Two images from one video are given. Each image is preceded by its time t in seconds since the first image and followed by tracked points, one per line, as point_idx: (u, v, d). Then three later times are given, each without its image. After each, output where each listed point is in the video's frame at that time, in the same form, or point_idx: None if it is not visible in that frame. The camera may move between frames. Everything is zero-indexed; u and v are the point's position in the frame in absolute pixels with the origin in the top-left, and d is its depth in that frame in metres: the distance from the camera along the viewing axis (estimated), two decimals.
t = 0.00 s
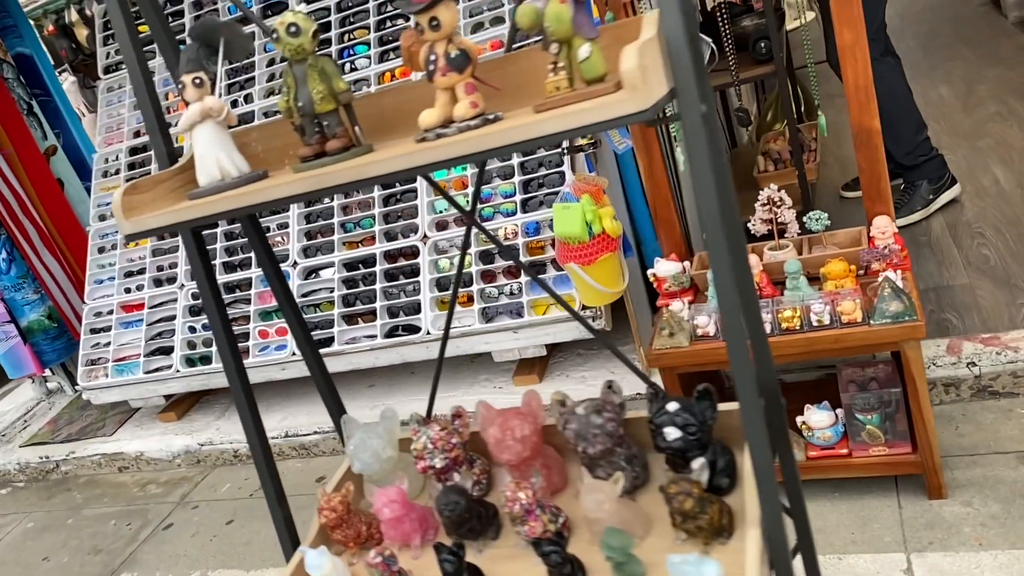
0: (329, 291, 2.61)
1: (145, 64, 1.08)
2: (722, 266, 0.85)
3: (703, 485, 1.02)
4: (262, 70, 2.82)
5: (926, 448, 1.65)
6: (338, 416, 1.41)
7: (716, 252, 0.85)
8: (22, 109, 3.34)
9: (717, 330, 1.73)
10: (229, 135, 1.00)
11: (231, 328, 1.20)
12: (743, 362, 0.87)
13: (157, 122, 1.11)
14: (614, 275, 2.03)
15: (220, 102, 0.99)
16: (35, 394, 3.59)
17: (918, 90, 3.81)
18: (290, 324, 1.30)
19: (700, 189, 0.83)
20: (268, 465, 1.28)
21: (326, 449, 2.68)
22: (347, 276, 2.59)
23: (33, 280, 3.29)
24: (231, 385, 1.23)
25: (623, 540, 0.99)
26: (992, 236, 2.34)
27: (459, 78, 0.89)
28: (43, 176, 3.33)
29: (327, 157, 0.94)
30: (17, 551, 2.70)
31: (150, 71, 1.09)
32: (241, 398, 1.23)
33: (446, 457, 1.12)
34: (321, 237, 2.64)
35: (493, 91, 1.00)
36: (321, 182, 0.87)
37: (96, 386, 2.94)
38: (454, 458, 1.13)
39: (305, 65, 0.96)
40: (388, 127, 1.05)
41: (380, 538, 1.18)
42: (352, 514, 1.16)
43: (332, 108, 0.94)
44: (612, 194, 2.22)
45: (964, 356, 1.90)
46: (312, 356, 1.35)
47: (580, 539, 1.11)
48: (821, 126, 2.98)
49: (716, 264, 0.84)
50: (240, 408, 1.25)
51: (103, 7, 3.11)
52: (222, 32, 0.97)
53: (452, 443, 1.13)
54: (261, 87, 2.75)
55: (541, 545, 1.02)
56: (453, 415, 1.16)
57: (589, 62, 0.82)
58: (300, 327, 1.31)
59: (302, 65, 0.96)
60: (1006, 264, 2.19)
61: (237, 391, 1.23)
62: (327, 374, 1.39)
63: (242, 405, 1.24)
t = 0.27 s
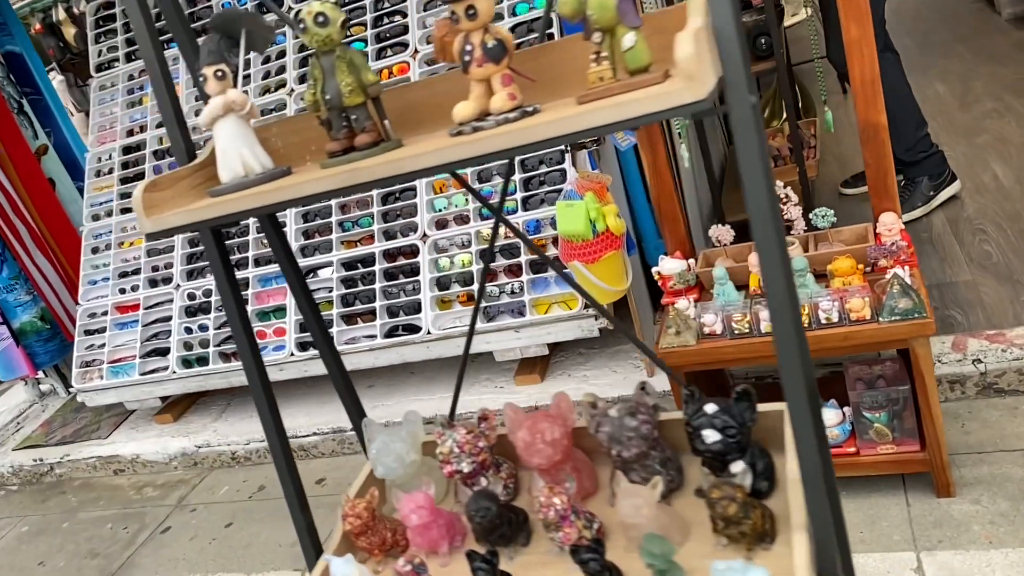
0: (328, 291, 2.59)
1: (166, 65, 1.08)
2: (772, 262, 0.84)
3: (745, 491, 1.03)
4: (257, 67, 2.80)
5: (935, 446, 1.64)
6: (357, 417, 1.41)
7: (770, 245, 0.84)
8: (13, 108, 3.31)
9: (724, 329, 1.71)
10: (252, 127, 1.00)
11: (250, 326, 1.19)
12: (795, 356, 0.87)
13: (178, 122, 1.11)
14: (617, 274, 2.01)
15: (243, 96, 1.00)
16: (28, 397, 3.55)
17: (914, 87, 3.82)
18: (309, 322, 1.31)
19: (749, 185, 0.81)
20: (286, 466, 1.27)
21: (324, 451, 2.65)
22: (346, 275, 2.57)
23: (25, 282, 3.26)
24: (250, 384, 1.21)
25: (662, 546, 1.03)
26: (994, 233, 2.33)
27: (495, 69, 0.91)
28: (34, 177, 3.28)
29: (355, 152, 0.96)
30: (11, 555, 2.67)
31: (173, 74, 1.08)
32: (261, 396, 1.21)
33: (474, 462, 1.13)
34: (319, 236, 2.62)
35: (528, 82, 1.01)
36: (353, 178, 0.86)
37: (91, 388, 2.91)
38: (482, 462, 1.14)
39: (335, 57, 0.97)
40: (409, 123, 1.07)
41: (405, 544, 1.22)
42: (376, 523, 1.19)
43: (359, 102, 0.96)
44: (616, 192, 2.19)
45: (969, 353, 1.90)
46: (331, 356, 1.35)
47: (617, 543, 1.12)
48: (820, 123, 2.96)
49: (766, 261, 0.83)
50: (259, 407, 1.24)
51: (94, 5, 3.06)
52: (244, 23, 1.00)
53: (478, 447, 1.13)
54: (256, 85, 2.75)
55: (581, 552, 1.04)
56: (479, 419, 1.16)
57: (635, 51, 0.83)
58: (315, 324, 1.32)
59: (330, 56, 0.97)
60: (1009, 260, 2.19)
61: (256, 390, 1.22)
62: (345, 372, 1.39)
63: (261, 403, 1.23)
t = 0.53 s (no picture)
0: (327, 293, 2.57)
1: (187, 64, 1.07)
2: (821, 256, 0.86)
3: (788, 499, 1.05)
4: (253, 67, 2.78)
5: (943, 447, 1.63)
6: (380, 424, 1.47)
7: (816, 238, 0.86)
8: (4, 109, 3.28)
9: (731, 330, 1.70)
10: (276, 123, 1.02)
11: (273, 327, 1.19)
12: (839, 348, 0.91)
13: (200, 121, 1.10)
14: (621, 274, 2.00)
15: (269, 92, 1.02)
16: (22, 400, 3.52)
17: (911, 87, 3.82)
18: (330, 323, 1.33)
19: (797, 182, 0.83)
20: (310, 465, 1.27)
21: (323, 454, 2.63)
22: (346, 276, 2.55)
23: (19, 285, 3.24)
24: (273, 382, 1.21)
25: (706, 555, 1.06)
26: (996, 233, 2.33)
27: (536, 64, 0.93)
28: (27, 179, 3.24)
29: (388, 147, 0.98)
30: (7, 561, 2.63)
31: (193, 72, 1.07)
32: (283, 394, 1.21)
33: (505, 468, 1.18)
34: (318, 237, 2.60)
35: (566, 78, 1.02)
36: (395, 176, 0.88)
37: (87, 392, 2.88)
38: (512, 469, 1.19)
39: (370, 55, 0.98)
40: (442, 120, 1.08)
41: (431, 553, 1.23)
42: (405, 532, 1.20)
43: (394, 99, 0.98)
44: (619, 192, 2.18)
45: (975, 354, 1.89)
46: (350, 354, 1.39)
47: (654, 552, 1.14)
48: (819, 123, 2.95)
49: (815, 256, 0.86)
50: (282, 406, 1.23)
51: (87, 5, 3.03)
52: (269, 19, 0.99)
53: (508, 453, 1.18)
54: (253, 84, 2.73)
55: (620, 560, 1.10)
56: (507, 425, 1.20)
57: (683, 47, 0.86)
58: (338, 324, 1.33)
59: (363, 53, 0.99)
60: (1011, 260, 2.19)
61: (279, 388, 1.22)
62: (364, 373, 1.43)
63: (283, 402, 1.23)
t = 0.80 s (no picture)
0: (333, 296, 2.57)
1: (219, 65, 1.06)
2: (878, 262, 0.85)
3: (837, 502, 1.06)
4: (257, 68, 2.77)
5: (959, 451, 1.62)
6: (408, 429, 1.46)
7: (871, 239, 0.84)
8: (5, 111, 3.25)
9: (745, 333, 1.69)
10: (314, 125, 1.02)
11: (305, 328, 1.18)
12: (893, 350, 0.90)
13: (231, 121, 1.08)
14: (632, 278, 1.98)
15: (305, 91, 1.02)
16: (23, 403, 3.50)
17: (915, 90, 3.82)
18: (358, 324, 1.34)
19: (857, 182, 0.81)
20: (340, 466, 1.25)
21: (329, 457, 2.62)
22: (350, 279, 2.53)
23: (20, 287, 3.19)
24: (303, 383, 1.20)
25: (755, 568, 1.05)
26: (1005, 236, 2.33)
27: (585, 61, 0.93)
28: (28, 181, 3.22)
29: (428, 149, 0.97)
30: (9, 565, 2.61)
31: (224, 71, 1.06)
32: (315, 394, 1.20)
33: (538, 475, 1.20)
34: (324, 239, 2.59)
35: (614, 76, 1.02)
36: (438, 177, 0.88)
37: (90, 395, 2.85)
38: (545, 475, 1.21)
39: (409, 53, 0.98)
40: (475, 116, 1.10)
41: (465, 563, 1.22)
42: (437, 542, 1.21)
43: (433, 99, 0.97)
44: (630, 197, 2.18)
45: (987, 357, 1.88)
46: (378, 355, 1.40)
47: (699, 562, 1.13)
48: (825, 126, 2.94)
49: (872, 258, 0.84)
50: (313, 405, 1.22)
51: (89, 6, 3.01)
52: (303, 18, 1.02)
53: (541, 460, 1.21)
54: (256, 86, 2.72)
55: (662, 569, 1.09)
56: (541, 433, 1.24)
57: (738, 46, 0.86)
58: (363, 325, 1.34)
59: (403, 52, 0.98)
60: (1021, 263, 2.18)
61: (310, 389, 1.21)
62: (391, 377, 1.44)
63: (313, 402, 1.21)
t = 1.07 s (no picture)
0: (347, 296, 2.57)
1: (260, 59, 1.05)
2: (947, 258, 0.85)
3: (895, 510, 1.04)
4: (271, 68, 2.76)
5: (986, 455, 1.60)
6: (443, 430, 1.45)
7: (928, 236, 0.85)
8: (18, 111, 3.24)
9: (768, 336, 1.68)
10: (359, 124, 1.01)
11: (345, 326, 1.16)
12: (959, 349, 0.89)
13: (273, 117, 1.08)
14: (650, 280, 1.96)
15: (352, 90, 1.01)
16: (35, 403, 3.50)
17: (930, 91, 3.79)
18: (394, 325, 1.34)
19: (928, 179, 0.81)
20: (378, 466, 1.23)
21: (343, 458, 2.62)
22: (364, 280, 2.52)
23: (33, 287, 3.18)
24: (342, 381, 1.19)
25: None
26: None
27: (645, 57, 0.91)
28: (40, 181, 3.22)
29: (477, 149, 0.96)
30: (22, 565, 2.60)
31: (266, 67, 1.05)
32: (354, 393, 1.19)
33: (581, 482, 1.19)
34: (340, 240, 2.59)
35: (675, 74, 1.01)
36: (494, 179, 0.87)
37: (103, 396, 2.85)
38: (588, 482, 1.19)
39: (458, 50, 0.97)
40: (527, 116, 1.08)
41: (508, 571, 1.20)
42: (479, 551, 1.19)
43: (484, 99, 0.96)
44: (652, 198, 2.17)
45: (1012, 360, 1.86)
46: (412, 354, 1.38)
47: (750, 570, 1.11)
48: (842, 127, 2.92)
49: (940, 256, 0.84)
50: (351, 404, 1.21)
51: (103, 6, 3.00)
52: (348, 14, 1.03)
53: (584, 467, 1.19)
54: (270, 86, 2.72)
55: None
56: (584, 439, 1.22)
57: (808, 41, 0.83)
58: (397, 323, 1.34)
59: (452, 50, 0.97)
60: None
61: (349, 387, 1.19)
62: (426, 375, 1.42)
63: (352, 399, 1.20)
